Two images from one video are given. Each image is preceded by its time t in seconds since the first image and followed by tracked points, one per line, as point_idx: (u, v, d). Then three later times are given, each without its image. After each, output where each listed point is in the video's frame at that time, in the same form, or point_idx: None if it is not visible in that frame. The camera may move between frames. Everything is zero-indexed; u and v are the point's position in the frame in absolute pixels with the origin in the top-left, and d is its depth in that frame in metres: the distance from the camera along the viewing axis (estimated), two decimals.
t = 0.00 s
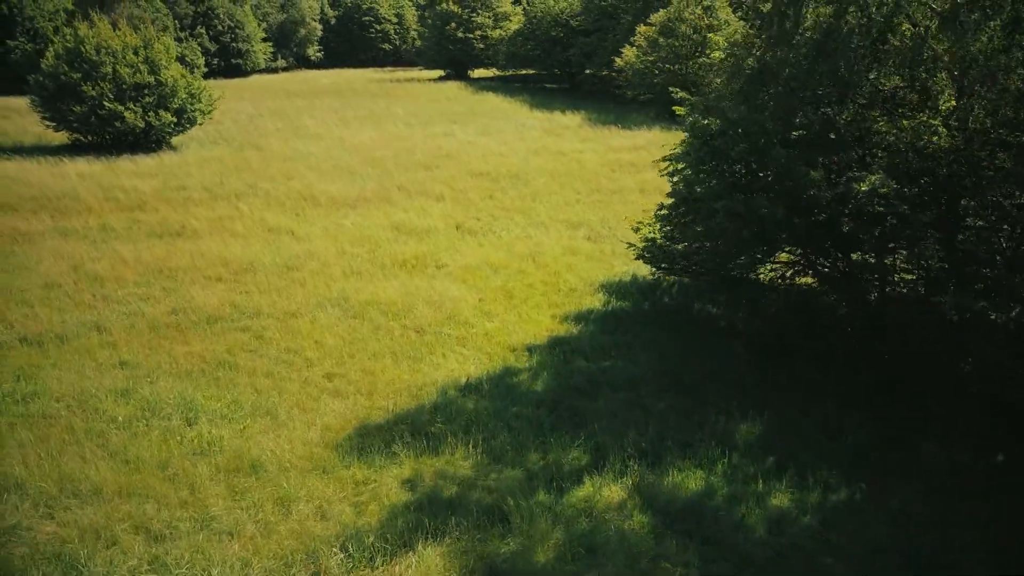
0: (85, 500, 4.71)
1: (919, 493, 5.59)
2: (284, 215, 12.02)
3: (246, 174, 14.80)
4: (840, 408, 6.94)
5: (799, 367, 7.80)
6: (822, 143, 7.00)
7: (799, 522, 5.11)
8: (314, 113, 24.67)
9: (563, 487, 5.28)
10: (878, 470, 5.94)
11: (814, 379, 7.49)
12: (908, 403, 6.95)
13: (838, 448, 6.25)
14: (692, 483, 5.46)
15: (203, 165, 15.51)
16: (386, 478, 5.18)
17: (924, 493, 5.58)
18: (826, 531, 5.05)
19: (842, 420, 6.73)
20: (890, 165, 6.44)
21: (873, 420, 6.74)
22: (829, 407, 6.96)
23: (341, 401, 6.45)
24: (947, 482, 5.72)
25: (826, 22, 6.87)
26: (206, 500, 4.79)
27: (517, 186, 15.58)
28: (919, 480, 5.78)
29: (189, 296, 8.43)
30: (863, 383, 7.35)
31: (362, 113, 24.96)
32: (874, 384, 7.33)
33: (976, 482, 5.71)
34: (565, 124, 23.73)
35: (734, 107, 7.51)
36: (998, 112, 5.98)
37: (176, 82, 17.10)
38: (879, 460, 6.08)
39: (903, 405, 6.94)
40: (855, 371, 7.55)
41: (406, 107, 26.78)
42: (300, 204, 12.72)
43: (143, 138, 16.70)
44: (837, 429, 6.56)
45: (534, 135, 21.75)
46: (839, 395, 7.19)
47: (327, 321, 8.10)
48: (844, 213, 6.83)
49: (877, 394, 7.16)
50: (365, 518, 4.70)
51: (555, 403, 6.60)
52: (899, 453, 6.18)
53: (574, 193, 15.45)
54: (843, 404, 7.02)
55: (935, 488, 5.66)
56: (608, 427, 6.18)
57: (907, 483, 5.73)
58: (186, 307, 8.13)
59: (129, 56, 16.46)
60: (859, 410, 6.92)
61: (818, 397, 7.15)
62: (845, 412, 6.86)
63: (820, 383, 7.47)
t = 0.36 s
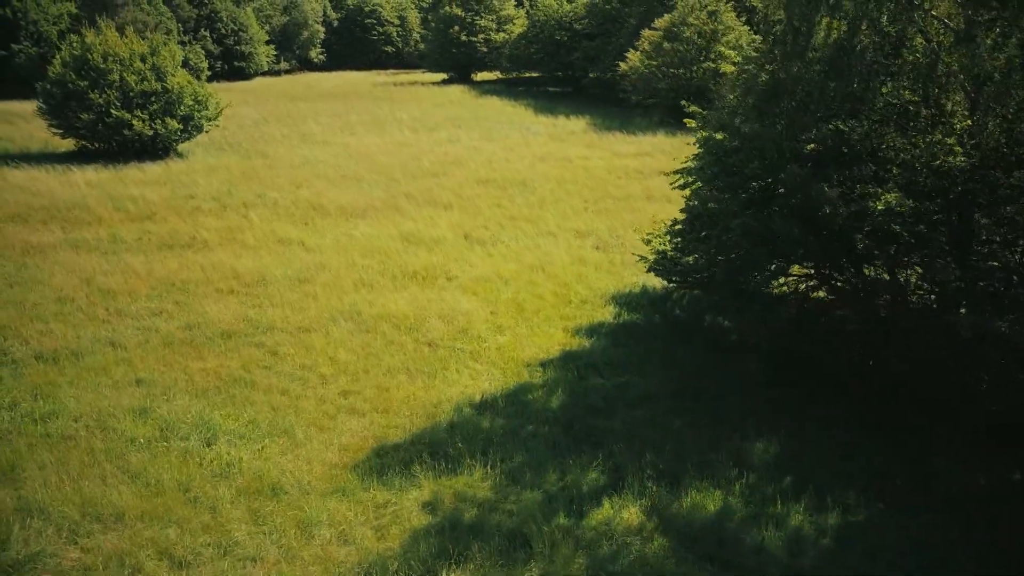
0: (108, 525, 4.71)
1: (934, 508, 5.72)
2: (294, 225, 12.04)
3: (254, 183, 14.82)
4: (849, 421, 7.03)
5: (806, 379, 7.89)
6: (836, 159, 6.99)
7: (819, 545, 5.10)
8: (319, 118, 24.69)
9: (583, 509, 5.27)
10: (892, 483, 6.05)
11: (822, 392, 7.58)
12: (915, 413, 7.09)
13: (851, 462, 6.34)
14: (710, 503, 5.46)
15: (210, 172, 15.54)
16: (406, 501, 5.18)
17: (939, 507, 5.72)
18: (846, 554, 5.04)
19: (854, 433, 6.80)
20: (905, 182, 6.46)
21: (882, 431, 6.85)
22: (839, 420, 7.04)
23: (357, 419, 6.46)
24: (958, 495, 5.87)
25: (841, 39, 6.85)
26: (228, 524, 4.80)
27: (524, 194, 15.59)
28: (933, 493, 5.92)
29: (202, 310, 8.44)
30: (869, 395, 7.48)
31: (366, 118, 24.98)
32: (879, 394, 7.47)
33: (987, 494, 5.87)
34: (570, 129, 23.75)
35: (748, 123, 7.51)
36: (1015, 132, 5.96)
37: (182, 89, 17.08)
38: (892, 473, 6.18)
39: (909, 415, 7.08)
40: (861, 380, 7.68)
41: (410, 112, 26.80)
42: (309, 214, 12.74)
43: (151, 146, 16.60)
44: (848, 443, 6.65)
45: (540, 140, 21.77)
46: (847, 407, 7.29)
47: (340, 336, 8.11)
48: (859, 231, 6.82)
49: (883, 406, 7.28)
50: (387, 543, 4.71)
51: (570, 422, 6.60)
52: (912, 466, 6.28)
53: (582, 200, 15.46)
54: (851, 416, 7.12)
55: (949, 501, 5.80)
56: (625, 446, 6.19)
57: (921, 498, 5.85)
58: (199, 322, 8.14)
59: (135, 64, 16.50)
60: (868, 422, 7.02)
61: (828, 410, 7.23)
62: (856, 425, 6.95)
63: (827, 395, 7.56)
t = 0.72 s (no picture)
0: (130, 549, 4.73)
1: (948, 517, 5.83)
2: (302, 235, 12.07)
3: (261, 191, 14.83)
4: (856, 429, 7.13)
5: (810, 386, 7.99)
6: (850, 175, 6.94)
7: (837, 566, 5.11)
8: (324, 123, 24.73)
9: (601, 530, 5.28)
10: (903, 492, 6.15)
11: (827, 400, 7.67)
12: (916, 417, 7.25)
13: (861, 471, 6.43)
14: (728, 523, 5.47)
15: (217, 180, 15.56)
16: (425, 523, 5.20)
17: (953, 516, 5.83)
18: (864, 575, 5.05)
19: (862, 442, 6.89)
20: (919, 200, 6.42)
21: (888, 438, 6.97)
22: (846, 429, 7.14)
23: (373, 437, 6.47)
24: (967, 501, 6.01)
25: (854, 55, 6.80)
26: (249, 547, 4.82)
27: (531, 202, 15.59)
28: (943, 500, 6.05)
29: (214, 323, 8.47)
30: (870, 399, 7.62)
31: (371, 123, 25.00)
32: (881, 397, 7.61)
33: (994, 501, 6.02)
34: (575, 134, 23.77)
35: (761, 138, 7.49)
36: None
37: (189, 97, 17.13)
38: (903, 483, 6.27)
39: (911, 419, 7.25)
40: (863, 383, 7.80)
41: (415, 116, 26.84)
42: (317, 223, 12.77)
43: (157, 154, 16.64)
44: (858, 452, 6.74)
45: (545, 146, 21.80)
46: (852, 415, 7.40)
47: (353, 350, 8.13)
48: (873, 247, 6.78)
49: (885, 409, 7.43)
50: (408, 566, 4.73)
51: (586, 439, 6.61)
52: (921, 475, 6.38)
53: (589, 208, 15.49)
54: (858, 424, 7.23)
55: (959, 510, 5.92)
56: (642, 465, 6.19)
57: (932, 505, 5.96)
58: (212, 335, 8.17)
59: (143, 71, 16.55)
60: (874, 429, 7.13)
61: (835, 419, 7.32)
62: (864, 434, 7.04)
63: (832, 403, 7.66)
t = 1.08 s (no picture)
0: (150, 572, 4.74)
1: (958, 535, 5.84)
2: (310, 245, 12.09)
3: (268, 198, 14.86)
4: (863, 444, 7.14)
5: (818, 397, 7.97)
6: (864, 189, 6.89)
7: None
8: (329, 127, 24.76)
9: (618, 552, 5.29)
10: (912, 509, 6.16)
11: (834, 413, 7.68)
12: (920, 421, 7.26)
13: (869, 490, 6.44)
14: (744, 544, 5.49)
15: (224, 187, 15.59)
16: (443, 544, 5.22)
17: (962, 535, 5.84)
18: None
19: (871, 459, 6.90)
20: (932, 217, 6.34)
21: (897, 451, 6.97)
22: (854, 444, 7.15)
23: (388, 454, 6.49)
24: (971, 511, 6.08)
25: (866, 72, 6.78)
26: (269, 571, 4.83)
27: (537, 210, 15.60)
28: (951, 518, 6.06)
29: (226, 337, 8.49)
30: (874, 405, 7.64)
31: (375, 128, 25.01)
32: (884, 400, 7.63)
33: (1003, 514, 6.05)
34: (579, 139, 23.78)
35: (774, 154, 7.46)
36: None
37: (196, 104, 17.17)
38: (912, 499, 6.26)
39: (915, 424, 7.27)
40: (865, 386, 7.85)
41: (419, 121, 26.86)
42: (325, 233, 12.79)
43: (163, 161, 16.66)
44: (867, 470, 6.73)
45: (550, 151, 21.82)
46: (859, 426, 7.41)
47: (365, 364, 8.14)
48: (886, 263, 6.73)
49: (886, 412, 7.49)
50: None
51: (601, 456, 6.62)
52: (931, 490, 6.38)
53: (595, 215, 15.50)
54: (865, 437, 7.23)
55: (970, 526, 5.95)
56: (658, 484, 6.21)
57: (942, 523, 5.97)
58: (224, 349, 8.18)
59: (149, 78, 16.60)
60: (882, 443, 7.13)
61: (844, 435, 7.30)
62: (872, 449, 7.04)
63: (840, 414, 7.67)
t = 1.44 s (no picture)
0: None
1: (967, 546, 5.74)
2: (318, 254, 12.11)
3: (274, 206, 14.88)
4: (872, 458, 7.01)
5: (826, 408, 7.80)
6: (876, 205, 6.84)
7: None
8: (333, 132, 24.77)
9: (633, 573, 5.30)
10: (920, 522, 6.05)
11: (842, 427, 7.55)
12: (928, 431, 7.05)
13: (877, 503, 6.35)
14: (759, 564, 5.48)
15: (230, 195, 15.60)
16: (459, 567, 5.22)
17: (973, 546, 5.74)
18: None
19: (880, 472, 6.78)
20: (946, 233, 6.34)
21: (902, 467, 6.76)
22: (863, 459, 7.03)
23: (401, 472, 6.50)
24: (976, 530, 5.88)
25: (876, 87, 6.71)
26: None
27: (543, 218, 15.60)
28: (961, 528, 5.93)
29: (237, 351, 8.51)
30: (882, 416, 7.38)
31: (379, 133, 25.01)
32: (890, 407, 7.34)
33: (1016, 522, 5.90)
34: (583, 144, 23.78)
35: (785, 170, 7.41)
36: None
37: (202, 111, 17.22)
38: (920, 511, 6.16)
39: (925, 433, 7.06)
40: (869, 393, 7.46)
41: (423, 124, 26.87)
42: (333, 242, 12.81)
43: (169, 169, 16.69)
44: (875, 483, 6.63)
45: (554, 156, 21.82)
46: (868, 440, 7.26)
47: (376, 379, 8.15)
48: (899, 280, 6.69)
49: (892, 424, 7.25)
50: None
51: (613, 473, 6.64)
52: (939, 500, 6.24)
53: (601, 223, 15.50)
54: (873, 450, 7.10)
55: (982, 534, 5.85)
56: (672, 502, 6.21)
57: (952, 534, 5.87)
58: (235, 364, 8.19)
59: (156, 86, 16.64)
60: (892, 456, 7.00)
61: (853, 450, 7.18)
62: (882, 463, 6.92)
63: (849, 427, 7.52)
